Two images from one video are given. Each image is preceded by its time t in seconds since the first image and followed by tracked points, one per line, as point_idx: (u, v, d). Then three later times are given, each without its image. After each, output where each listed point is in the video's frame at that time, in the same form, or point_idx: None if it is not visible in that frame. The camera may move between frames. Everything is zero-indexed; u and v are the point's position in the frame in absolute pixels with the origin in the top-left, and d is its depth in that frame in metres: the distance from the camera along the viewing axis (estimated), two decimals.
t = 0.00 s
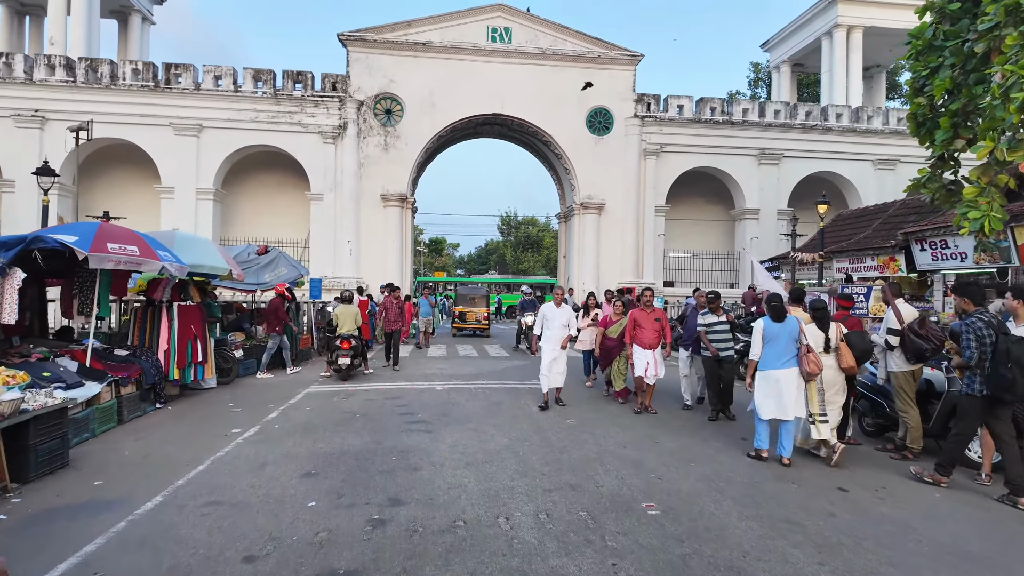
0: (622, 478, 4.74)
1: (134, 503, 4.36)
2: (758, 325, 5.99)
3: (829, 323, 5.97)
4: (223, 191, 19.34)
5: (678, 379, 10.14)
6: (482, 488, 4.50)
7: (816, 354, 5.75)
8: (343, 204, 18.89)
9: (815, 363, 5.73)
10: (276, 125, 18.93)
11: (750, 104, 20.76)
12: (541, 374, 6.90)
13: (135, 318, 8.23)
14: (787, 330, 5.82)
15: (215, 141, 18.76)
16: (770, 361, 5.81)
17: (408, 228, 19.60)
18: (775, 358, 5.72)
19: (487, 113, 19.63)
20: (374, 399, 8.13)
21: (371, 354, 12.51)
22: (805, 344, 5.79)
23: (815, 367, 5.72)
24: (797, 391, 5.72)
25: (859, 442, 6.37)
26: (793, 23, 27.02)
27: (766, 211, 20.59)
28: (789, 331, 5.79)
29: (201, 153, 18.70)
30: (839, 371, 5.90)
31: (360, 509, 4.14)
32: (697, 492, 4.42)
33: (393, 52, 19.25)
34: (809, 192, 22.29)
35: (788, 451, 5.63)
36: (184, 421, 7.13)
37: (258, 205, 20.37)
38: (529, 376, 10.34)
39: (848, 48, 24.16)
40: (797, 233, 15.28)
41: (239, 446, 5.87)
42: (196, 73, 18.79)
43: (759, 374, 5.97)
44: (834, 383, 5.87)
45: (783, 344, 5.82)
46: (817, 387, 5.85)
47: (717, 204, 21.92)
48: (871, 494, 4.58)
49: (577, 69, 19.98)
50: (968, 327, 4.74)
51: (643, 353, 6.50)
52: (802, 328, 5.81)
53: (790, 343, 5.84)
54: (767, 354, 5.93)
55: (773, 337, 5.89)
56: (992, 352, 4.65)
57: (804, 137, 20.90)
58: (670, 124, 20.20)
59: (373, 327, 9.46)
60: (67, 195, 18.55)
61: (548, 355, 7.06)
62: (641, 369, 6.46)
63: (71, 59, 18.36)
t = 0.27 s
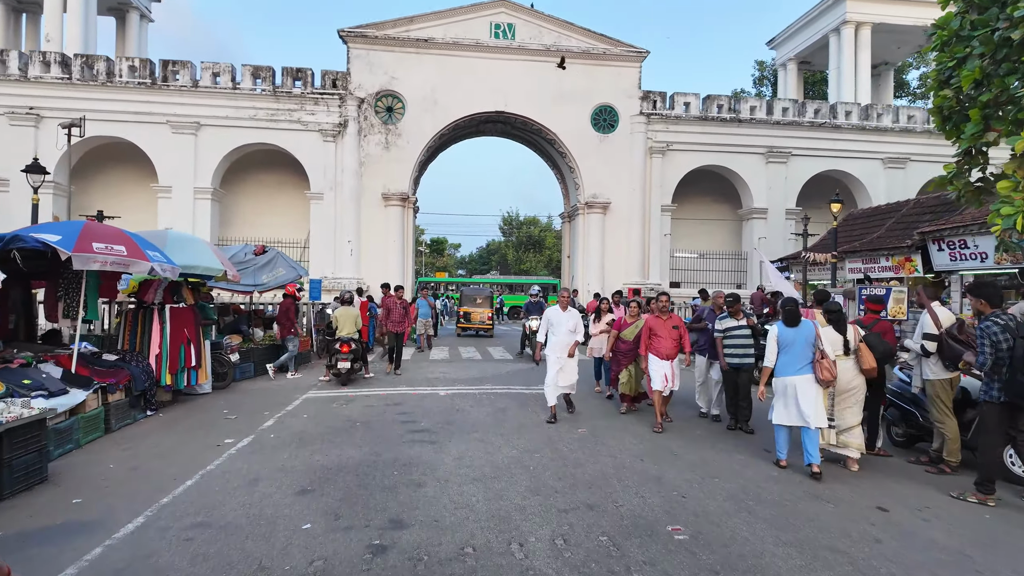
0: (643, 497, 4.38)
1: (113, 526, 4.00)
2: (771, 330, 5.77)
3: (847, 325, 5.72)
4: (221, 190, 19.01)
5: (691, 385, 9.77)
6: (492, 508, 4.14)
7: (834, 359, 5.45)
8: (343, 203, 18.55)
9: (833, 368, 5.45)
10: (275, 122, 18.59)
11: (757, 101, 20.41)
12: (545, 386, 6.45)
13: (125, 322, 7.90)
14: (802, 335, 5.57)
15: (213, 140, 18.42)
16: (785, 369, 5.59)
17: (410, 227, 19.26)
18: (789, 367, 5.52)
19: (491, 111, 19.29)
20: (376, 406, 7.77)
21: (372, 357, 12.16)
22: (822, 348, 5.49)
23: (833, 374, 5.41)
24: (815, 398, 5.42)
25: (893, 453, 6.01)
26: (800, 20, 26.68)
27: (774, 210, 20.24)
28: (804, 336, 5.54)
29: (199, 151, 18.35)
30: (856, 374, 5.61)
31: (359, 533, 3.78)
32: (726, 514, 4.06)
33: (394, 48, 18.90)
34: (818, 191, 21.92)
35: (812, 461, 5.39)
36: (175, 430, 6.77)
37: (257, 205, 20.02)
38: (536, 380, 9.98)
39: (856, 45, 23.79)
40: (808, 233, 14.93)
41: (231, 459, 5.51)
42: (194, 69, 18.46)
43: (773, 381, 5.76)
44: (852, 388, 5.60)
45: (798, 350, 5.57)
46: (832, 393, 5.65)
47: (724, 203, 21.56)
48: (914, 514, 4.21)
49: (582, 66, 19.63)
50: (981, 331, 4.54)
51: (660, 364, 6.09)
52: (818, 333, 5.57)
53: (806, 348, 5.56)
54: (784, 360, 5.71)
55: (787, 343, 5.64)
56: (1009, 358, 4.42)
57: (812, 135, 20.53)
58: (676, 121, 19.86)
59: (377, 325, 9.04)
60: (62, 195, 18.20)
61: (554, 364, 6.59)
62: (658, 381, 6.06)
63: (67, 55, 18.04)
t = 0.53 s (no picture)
0: (668, 519, 4.02)
1: (90, 551, 3.66)
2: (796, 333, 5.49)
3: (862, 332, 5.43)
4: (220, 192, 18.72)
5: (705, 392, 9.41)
6: (505, 532, 3.79)
7: (861, 364, 5.08)
8: (344, 204, 18.22)
9: (857, 375, 5.08)
10: (275, 123, 18.29)
11: (765, 101, 20.09)
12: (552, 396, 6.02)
13: (116, 325, 7.57)
14: (825, 339, 5.25)
15: (212, 140, 18.12)
16: (811, 374, 5.30)
17: (412, 229, 18.93)
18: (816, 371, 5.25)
19: (494, 111, 18.98)
20: (377, 415, 7.42)
21: (374, 362, 11.81)
22: (848, 352, 5.14)
23: (860, 379, 5.04)
24: (838, 404, 5.13)
25: (928, 469, 5.60)
26: (807, 19, 26.36)
27: (782, 212, 19.90)
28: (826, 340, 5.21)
29: (198, 152, 18.06)
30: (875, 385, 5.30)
31: (358, 561, 3.43)
32: (760, 539, 3.71)
33: (396, 47, 18.60)
34: (826, 193, 21.57)
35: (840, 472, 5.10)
36: (166, 440, 6.43)
37: (256, 206, 19.71)
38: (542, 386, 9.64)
39: (864, 45, 23.45)
40: (820, 235, 14.58)
41: (223, 473, 5.17)
42: (192, 69, 18.16)
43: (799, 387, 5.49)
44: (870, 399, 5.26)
45: (823, 354, 5.25)
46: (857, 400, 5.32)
47: (731, 205, 21.22)
48: (965, 538, 3.86)
49: (587, 65, 19.32)
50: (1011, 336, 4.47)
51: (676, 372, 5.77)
52: (844, 337, 5.19)
53: (831, 353, 5.23)
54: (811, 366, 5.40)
55: (813, 347, 5.33)
56: None
57: (821, 136, 20.19)
58: (682, 122, 19.53)
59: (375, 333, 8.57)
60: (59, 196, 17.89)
61: (564, 372, 6.18)
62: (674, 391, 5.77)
63: (64, 54, 17.74)
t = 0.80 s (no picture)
0: (694, 546, 3.64)
1: None
2: (832, 338, 5.18)
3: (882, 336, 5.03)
4: (217, 193, 18.41)
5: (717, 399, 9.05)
6: (514, 562, 3.41)
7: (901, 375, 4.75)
8: (343, 205, 17.87)
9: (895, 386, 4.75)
10: (273, 122, 17.96)
11: (772, 101, 19.75)
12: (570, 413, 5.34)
13: (103, 329, 7.24)
14: (863, 345, 4.92)
15: (209, 140, 17.79)
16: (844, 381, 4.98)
17: (413, 230, 18.59)
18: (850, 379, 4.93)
19: (496, 111, 18.65)
20: (375, 424, 7.05)
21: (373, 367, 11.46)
22: (887, 361, 4.81)
23: (897, 391, 4.72)
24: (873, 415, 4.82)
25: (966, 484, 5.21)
26: (812, 19, 26.04)
27: (789, 213, 19.54)
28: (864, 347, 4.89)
29: (194, 152, 17.74)
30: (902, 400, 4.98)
31: None
32: (797, 569, 3.33)
33: (397, 46, 18.29)
34: (834, 194, 21.21)
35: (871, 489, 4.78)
36: (151, 452, 6.06)
37: (254, 208, 19.38)
38: (548, 393, 9.26)
39: (871, 44, 23.12)
40: (831, 236, 14.22)
41: (208, 490, 4.78)
42: (189, 68, 17.84)
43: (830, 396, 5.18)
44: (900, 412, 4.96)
45: (859, 361, 4.92)
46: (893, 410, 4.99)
47: (736, 207, 20.88)
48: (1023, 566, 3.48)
49: (590, 64, 18.99)
50: None
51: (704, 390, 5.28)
52: (884, 345, 4.86)
53: (869, 360, 4.90)
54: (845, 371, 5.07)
55: (848, 352, 5.00)
56: None
57: (829, 136, 19.84)
58: (688, 121, 19.19)
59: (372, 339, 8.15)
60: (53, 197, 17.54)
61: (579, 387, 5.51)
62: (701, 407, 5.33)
63: (58, 53, 17.41)
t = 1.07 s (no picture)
0: None
1: None
2: (869, 342, 4.84)
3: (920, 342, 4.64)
4: (213, 194, 18.03)
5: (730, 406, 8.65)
6: None
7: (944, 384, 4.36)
8: (342, 206, 17.49)
9: (938, 394, 4.35)
10: (270, 122, 17.59)
11: (778, 100, 19.38)
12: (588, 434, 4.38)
13: (82, 333, 6.87)
14: (902, 351, 4.56)
15: (204, 140, 17.41)
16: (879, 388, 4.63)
17: (412, 232, 18.21)
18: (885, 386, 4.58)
19: (497, 110, 18.28)
20: (371, 434, 6.64)
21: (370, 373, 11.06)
22: (929, 369, 4.44)
23: (941, 401, 4.32)
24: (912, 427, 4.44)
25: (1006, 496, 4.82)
26: (817, 18, 25.71)
27: (796, 214, 19.17)
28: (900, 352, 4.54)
29: (189, 152, 17.36)
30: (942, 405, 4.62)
31: None
32: None
33: (397, 44, 17.94)
34: (841, 194, 20.83)
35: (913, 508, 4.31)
36: (132, 465, 5.66)
37: (250, 209, 18.99)
38: (553, 399, 8.86)
39: (877, 43, 22.78)
40: (842, 237, 13.84)
41: (188, 510, 4.37)
42: (184, 66, 17.47)
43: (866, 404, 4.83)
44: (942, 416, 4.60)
45: (897, 367, 4.56)
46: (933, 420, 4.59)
47: (742, 208, 20.51)
48: None
49: (593, 62, 18.62)
50: None
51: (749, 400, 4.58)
52: (924, 350, 4.50)
53: (908, 366, 4.54)
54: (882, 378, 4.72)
55: (885, 358, 4.64)
56: None
57: (837, 136, 19.47)
58: (693, 121, 18.82)
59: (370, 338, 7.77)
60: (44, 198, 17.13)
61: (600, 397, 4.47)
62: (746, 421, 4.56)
63: (51, 51, 17.03)
